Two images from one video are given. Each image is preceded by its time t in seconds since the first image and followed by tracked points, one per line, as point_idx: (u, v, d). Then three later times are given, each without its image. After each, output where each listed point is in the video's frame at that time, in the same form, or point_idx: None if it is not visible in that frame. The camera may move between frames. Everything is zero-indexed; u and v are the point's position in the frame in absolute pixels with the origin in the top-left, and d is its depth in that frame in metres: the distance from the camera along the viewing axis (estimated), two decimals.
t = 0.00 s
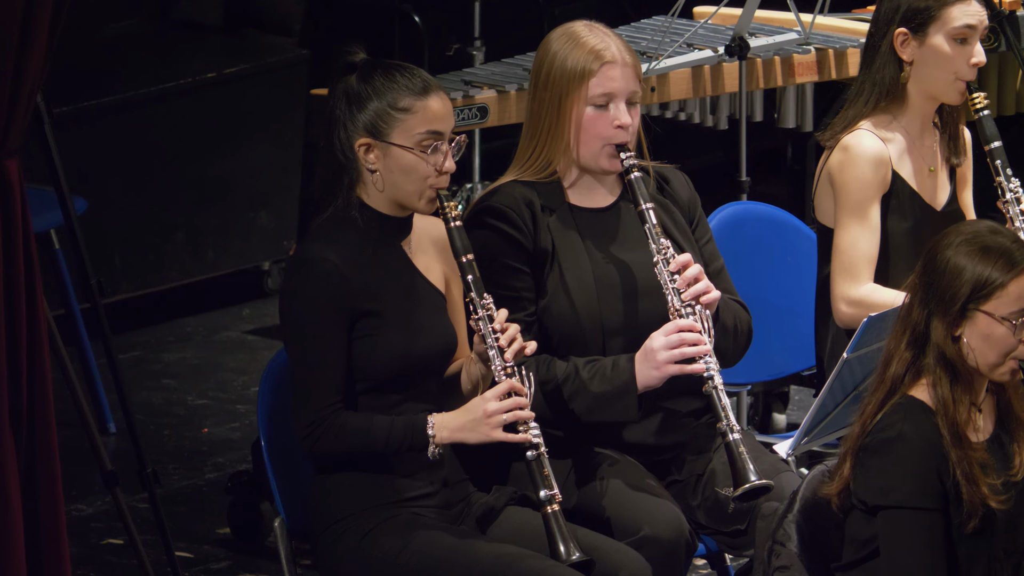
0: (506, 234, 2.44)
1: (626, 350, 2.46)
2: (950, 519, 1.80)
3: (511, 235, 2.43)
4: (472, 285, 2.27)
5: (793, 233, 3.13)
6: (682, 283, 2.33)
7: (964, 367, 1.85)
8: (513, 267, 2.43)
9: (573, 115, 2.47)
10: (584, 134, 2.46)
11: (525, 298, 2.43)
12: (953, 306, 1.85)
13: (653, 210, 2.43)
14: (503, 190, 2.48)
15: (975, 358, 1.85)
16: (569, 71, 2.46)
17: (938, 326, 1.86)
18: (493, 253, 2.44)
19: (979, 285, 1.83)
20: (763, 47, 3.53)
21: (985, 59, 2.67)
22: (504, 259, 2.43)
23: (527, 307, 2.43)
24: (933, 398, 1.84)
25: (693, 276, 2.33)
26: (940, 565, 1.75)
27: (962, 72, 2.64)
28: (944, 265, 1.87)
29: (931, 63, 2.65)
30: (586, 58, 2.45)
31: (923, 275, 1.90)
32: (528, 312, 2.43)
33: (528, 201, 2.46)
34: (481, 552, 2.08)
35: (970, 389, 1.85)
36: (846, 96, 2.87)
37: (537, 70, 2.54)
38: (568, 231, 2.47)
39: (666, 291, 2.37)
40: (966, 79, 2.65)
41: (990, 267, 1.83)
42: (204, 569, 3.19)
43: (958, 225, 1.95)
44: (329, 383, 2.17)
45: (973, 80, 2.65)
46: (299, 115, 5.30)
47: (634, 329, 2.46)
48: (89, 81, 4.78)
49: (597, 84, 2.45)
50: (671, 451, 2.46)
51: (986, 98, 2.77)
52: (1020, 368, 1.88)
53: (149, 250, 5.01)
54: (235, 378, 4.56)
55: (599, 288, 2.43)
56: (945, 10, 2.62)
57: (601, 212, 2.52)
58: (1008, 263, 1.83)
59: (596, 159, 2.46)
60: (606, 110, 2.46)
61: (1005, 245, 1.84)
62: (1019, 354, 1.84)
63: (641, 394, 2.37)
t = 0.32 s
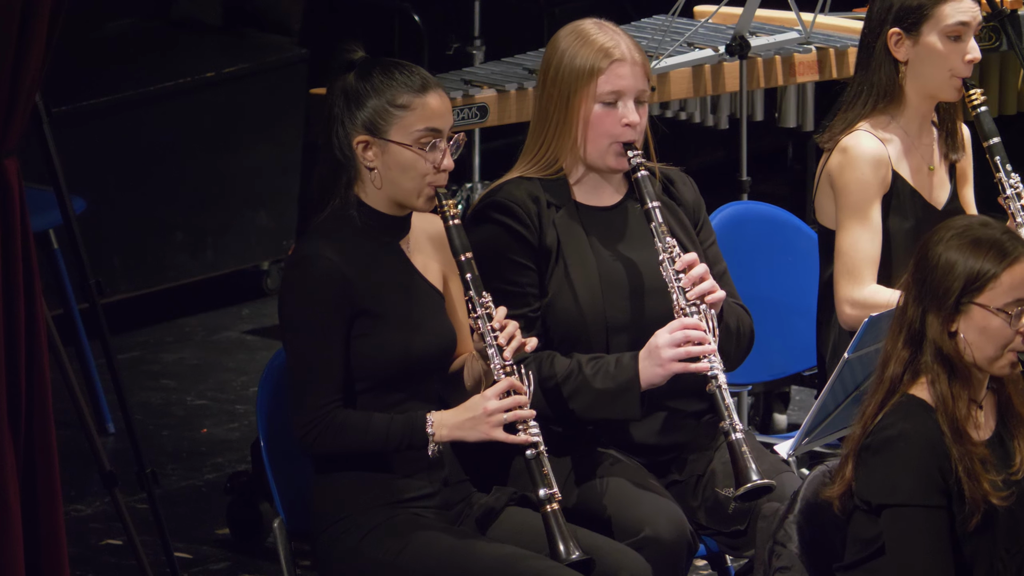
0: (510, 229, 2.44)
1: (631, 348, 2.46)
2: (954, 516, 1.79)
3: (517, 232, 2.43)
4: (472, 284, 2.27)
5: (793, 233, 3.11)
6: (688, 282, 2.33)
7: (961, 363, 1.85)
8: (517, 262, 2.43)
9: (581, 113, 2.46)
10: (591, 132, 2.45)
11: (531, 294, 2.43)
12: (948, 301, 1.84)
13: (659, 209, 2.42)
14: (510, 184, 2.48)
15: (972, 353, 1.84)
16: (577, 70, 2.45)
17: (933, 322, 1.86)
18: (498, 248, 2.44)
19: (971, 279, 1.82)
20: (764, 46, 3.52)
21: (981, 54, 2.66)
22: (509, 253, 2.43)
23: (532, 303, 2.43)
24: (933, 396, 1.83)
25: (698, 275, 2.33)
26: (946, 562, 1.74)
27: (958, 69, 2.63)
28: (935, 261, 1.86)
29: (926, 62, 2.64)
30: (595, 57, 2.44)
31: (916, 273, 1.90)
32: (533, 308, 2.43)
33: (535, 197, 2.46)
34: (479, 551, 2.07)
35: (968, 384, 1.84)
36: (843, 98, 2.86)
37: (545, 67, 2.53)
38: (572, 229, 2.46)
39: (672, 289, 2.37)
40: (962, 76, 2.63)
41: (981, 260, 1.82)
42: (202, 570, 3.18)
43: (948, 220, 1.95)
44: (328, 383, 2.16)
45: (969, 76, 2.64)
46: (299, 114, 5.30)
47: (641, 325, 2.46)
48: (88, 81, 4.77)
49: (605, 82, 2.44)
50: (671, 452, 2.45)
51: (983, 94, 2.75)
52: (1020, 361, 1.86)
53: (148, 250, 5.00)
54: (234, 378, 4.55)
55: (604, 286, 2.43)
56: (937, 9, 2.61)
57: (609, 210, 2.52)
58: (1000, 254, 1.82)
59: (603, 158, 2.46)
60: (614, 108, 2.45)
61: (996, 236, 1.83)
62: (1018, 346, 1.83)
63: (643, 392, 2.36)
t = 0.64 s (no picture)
0: (516, 224, 2.42)
1: (635, 345, 2.45)
2: (956, 513, 1.78)
3: (525, 229, 2.42)
4: (472, 284, 2.26)
5: (796, 233, 3.10)
6: (693, 280, 2.33)
7: (959, 359, 1.83)
8: (522, 257, 2.42)
9: (589, 110, 2.46)
10: (599, 128, 2.44)
11: (534, 289, 2.42)
12: (944, 298, 1.84)
13: (666, 207, 2.42)
14: (516, 180, 2.47)
15: (970, 350, 1.83)
16: (586, 68, 2.45)
17: (930, 320, 1.85)
18: (503, 244, 2.43)
19: (967, 275, 1.82)
20: (764, 46, 3.51)
21: (984, 55, 2.65)
22: (515, 248, 2.42)
23: (537, 298, 2.43)
24: (931, 394, 1.82)
25: (703, 273, 2.33)
26: (950, 560, 1.73)
27: (960, 69, 2.62)
28: (930, 259, 1.86)
29: (927, 62, 2.64)
30: (604, 54, 2.44)
31: (911, 272, 1.89)
32: (538, 303, 2.42)
33: (540, 193, 2.45)
34: (479, 551, 2.06)
35: (967, 381, 1.83)
36: (846, 95, 2.86)
37: (553, 65, 2.52)
38: (578, 227, 2.44)
39: (677, 287, 2.36)
40: (964, 76, 2.63)
41: (976, 256, 1.82)
42: (201, 571, 3.17)
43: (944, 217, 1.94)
44: (327, 384, 2.15)
45: (972, 77, 2.63)
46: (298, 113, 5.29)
47: (646, 322, 2.45)
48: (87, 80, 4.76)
49: (614, 79, 2.43)
50: (673, 453, 2.44)
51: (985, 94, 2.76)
52: (1018, 357, 1.85)
53: (147, 250, 4.99)
54: (234, 379, 4.54)
55: (609, 283, 2.42)
56: (941, 8, 2.60)
57: (612, 208, 2.51)
58: (995, 249, 1.82)
59: (610, 155, 2.44)
60: (622, 105, 2.44)
61: (991, 232, 1.83)
62: (1016, 342, 1.82)
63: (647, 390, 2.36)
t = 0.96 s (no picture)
0: (519, 223, 2.42)
1: (639, 345, 2.45)
2: (950, 518, 1.78)
3: (530, 229, 2.41)
4: (473, 283, 2.25)
5: (797, 234, 3.10)
6: (697, 282, 2.33)
7: (963, 363, 1.83)
8: (526, 256, 2.41)
9: (595, 110, 2.45)
10: (605, 128, 2.44)
11: (537, 287, 2.41)
12: (953, 302, 1.82)
13: (670, 209, 2.41)
14: (520, 179, 2.46)
15: (974, 355, 1.82)
16: (593, 68, 2.44)
17: (937, 322, 1.83)
18: (507, 243, 2.42)
19: (978, 281, 1.80)
20: (766, 45, 3.51)
21: (990, 59, 2.65)
22: (518, 248, 2.41)
23: (539, 297, 2.41)
24: (933, 396, 1.82)
25: (708, 275, 2.33)
26: (940, 564, 1.73)
27: (966, 72, 2.62)
28: (942, 261, 1.84)
29: (932, 63, 2.63)
30: (611, 55, 2.43)
31: (922, 272, 1.88)
32: (539, 303, 2.41)
33: (544, 192, 2.44)
34: (478, 552, 2.05)
35: (970, 385, 1.82)
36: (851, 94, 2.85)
37: (559, 64, 2.51)
38: (581, 227, 2.44)
39: (680, 288, 2.36)
40: (970, 79, 2.62)
41: (989, 263, 1.80)
42: (200, 572, 3.16)
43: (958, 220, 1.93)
44: (327, 384, 2.15)
45: (977, 80, 2.62)
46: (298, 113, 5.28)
47: (650, 323, 2.45)
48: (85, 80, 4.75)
49: (621, 80, 2.42)
50: (673, 453, 2.43)
51: (991, 98, 2.75)
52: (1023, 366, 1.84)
53: (146, 250, 4.99)
54: (233, 379, 4.53)
55: (613, 282, 2.41)
56: (948, 10, 2.60)
57: (615, 209, 2.50)
58: (1008, 258, 1.80)
59: (615, 155, 2.44)
60: (628, 105, 2.43)
61: (1005, 240, 1.81)
62: (1022, 351, 1.81)
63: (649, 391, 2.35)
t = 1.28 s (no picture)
0: (519, 221, 2.41)
1: (641, 345, 2.44)
2: (956, 517, 1.77)
3: (531, 227, 2.40)
4: (470, 282, 2.25)
5: (798, 234, 3.09)
6: (699, 282, 2.32)
7: (967, 361, 1.82)
8: (526, 256, 2.40)
9: (598, 110, 2.44)
10: (608, 128, 2.43)
11: (538, 287, 2.40)
12: (955, 299, 1.82)
13: (673, 208, 2.42)
14: (522, 178, 2.46)
15: (978, 352, 1.82)
16: (596, 68, 2.43)
17: (940, 319, 1.83)
18: (508, 242, 2.41)
19: (979, 278, 1.80)
20: (766, 44, 3.51)
21: (991, 57, 2.64)
22: (518, 246, 2.40)
23: (540, 297, 2.40)
24: (937, 395, 1.80)
25: (710, 276, 2.32)
26: (946, 563, 1.72)
27: (967, 70, 2.61)
28: (943, 259, 1.84)
29: (934, 62, 2.63)
30: (614, 54, 2.42)
31: (923, 270, 1.87)
32: (539, 302, 2.40)
33: (546, 192, 2.44)
34: (478, 553, 2.05)
35: (974, 383, 1.81)
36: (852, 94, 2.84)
37: (562, 63, 2.50)
38: (583, 225, 2.43)
39: (682, 288, 2.36)
40: (971, 77, 2.61)
41: (991, 259, 1.80)
42: (200, 572, 3.16)
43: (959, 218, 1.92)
44: (327, 384, 2.14)
45: (979, 78, 2.62)
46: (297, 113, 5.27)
47: (652, 324, 2.44)
48: (84, 79, 4.74)
49: (624, 79, 2.42)
50: (673, 453, 2.43)
51: (993, 97, 2.74)
52: None
53: (145, 250, 4.98)
54: (232, 380, 4.52)
55: (614, 282, 2.40)
56: (949, 9, 2.59)
57: (617, 209, 2.49)
58: (1009, 254, 1.80)
59: (617, 155, 2.43)
60: (632, 105, 2.42)
61: (1006, 236, 1.81)
62: None
63: (649, 391, 2.34)
